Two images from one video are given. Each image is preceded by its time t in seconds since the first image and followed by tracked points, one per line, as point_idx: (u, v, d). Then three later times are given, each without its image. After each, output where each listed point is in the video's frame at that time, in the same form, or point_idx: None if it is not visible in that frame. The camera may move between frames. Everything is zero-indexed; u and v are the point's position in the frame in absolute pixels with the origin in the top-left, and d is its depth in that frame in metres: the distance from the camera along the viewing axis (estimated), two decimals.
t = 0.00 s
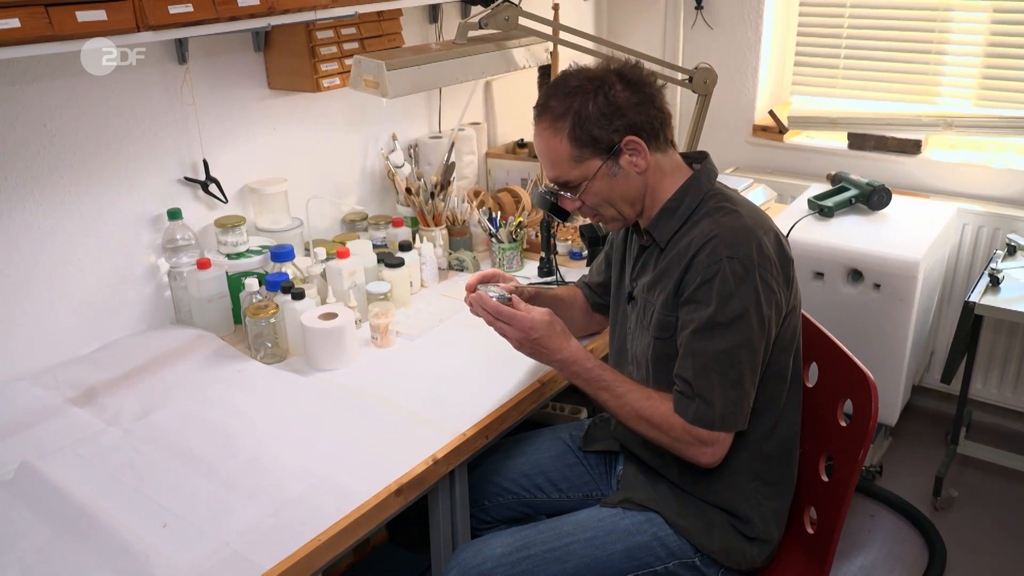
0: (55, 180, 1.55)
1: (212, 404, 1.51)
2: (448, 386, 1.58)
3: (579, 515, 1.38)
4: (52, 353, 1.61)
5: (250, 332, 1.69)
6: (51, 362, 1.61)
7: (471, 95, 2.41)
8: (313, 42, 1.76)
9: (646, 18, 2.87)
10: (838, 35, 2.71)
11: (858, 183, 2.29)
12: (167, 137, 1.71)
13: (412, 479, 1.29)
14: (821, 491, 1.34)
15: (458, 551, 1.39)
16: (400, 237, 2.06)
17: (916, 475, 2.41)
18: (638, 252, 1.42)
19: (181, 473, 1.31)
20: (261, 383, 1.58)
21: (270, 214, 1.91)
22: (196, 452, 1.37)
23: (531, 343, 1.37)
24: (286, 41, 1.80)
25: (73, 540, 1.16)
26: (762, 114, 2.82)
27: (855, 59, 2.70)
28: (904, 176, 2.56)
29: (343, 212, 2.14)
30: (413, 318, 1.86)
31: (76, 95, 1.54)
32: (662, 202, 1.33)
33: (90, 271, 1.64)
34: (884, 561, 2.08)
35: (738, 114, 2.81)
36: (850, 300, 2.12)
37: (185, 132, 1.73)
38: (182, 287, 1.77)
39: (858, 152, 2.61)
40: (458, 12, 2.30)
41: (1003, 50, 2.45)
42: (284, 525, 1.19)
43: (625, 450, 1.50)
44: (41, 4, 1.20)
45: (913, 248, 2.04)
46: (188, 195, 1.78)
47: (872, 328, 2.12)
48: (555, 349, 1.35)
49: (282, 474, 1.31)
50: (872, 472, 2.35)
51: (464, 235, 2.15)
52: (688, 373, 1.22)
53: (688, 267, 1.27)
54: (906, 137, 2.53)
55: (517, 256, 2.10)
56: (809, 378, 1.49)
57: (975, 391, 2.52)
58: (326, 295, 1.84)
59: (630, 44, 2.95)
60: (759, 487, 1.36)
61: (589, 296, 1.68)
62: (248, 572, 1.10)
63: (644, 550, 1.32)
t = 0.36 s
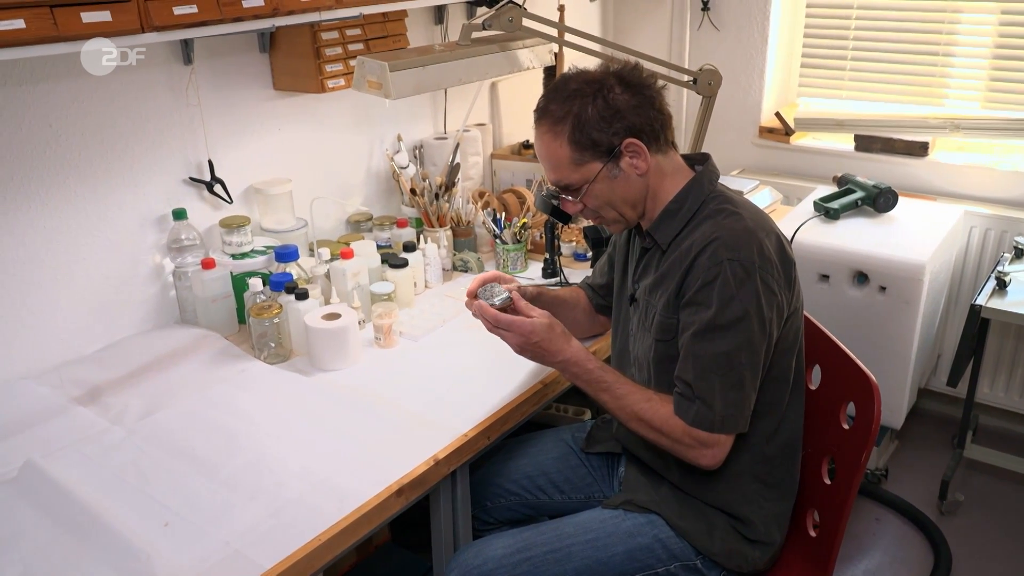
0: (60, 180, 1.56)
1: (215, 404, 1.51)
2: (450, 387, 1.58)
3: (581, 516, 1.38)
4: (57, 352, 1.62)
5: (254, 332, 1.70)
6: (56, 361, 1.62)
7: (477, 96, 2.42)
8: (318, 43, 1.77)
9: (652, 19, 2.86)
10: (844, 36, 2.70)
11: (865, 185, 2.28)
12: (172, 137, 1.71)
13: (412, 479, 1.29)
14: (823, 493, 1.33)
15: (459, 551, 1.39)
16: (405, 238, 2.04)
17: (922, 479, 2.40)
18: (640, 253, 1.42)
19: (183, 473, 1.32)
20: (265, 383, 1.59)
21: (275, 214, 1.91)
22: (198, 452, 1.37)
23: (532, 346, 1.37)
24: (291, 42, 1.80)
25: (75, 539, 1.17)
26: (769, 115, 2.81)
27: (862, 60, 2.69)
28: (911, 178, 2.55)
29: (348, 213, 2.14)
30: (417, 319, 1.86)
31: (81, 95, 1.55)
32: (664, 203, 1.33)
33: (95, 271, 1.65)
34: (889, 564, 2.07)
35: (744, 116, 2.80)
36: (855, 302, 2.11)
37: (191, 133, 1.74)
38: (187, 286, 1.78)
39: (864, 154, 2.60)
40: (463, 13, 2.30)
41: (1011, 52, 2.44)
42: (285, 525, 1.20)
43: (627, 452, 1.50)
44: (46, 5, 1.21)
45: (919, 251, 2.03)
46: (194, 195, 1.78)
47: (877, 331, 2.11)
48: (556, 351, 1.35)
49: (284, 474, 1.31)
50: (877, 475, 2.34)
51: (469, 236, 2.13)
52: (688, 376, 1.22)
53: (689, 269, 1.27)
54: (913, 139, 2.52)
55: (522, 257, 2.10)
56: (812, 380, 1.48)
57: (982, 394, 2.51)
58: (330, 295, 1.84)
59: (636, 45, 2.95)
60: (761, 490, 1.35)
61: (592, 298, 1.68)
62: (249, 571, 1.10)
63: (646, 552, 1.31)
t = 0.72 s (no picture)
0: (66, 179, 1.56)
1: (219, 403, 1.52)
2: (452, 387, 1.58)
3: (582, 517, 1.38)
4: (62, 351, 1.63)
5: (257, 332, 1.69)
6: (62, 360, 1.63)
7: (482, 97, 2.42)
8: (323, 44, 1.77)
9: (658, 20, 2.86)
10: (851, 37, 2.69)
11: (871, 186, 2.27)
12: (177, 137, 1.72)
13: (413, 479, 1.29)
14: (827, 495, 1.33)
15: (460, 552, 1.39)
16: (409, 238, 2.04)
17: (929, 482, 2.39)
18: (643, 255, 1.42)
19: (185, 472, 1.32)
20: (268, 383, 1.59)
21: (279, 214, 1.92)
22: (201, 451, 1.38)
23: (535, 347, 1.37)
24: (296, 42, 1.81)
25: (78, 537, 1.17)
26: (775, 116, 2.80)
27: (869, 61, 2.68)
28: (918, 179, 2.54)
29: (352, 213, 2.15)
30: (420, 319, 1.86)
31: (87, 96, 1.56)
32: (666, 204, 1.33)
33: (100, 270, 1.66)
34: (894, 567, 2.06)
35: (751, 117, 2.79)
36: (861, 304, 2.10)
37: (196, 133, 1.75)
38: (191, 286, 1.79)
39: (871, 155, 2.59)
40: (469, 14, 2.30)
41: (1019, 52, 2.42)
42: (286, 524, 1.20)
43: (629, 453, 1.49)
44: (50, 6, 1.21)
45: (925, 252, 2.02)
46: (199, 195, 1.79)
47: (883, 333, 2.10)
48: (559, 353, 1.35)
49: (286, 473, 1.32)
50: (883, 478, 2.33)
51: (473, 237, 2.14)
52: (691, 378, 1.22)
53: (692, 271, 1.26)
54: (920, 140, 2.51)
55: (526, 258, 2.10)
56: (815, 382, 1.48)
57: (989, 397, 2.50)
58: (333, 295, 1.84)
59: (643, 46, 2.94)
60: (764, 491, 1.34)
61: (595, 299, 1.68)
62: (249, 570, 1.11)
63: (647, 553, 1.31)
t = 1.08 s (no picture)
0: (66, 180, 1.57)
1: (217, 404, 1.52)
2: (450, 389, 1.58)
3: (579, 519, 1.38)
4: (62, 351, 1.64)
5: (257, 333, 1.70)
6: (61, 360, 1.64)
7: (482, 99, 2.42)
8: (322, 46, 1.78)
9: (660, 23, 2.86)
10: (853, 40, 2.69)
11: (872, 189, 2.27)
12: (177, 139, 1.72)
13: (409, 480, 1.29)
14: (824, 499, 1.32)
15: (457, 553, 1.39)
16: (409, 240, 2.04)
17: (929, 485, 2.38)
18: (641, 257, 1.42)
19: (183, 472, 1.33)
20: (266, 384, 1.59)
21: (279, 216, 1.92)
22: (198, 451, 1.38)
23: (533, 349, 1.37)
24: (296, 44, 1.81)
25: (75, 537, 1.18)
26: (776, 119, 2.80)
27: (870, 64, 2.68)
28: (919, 182, 2.54)
29: (352, 214, 2.15)
30: (419, 321, 1.86)
31: (87, 97, 1.57)
32: (664, 206, 1.33)
33: (100, 271, 1.66)
34: (894, 571, 2.06)
35: (752, 120, 2.79)
36: (860, 307, 2.10)
37: (196, 135, 1.75)
38: (191, 287, 1.79)
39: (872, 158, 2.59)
40: (469, 16, 2.30)
41: (1020, 56, 2.42)
42: (282, 525, 1.20)
43: (626, 455, 1.49)
44: (49, 8, 1.22)
45: (925, 255, 2.01)
46: (199, 196, 1.80)
47: (883, 337, 2.09)
48: (557, 355, 1.35)
49: (283, 474, 1.32)
50: (884, 481, 2.33)
51: (473, 238, 2.14)
52: (686, 380, 1.22)
53: (689, 273, 1.26)
54: (921, 143, 2.51)
55: (525, 260, 2.10)
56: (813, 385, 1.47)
57: (990, 401, 2.49)
58: (333, 296, 1.85)
59: (644, 48, 2.94)
60: (760, 494, 1.34)
61: (594, 301, 1.68)
62: (245, 571, 1.11)
63: (644, 556, 1.31)
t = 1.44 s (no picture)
0: (66, 181, 1.57)
1: (215, 404, 1.52)
2: (448, 390, 1.58)
3: (576, 520, 1.38)
4: (61, 351, 1.64)
5: (256, 333, 1.70)
6: (60, 360, 1.64)
7: (482, 100, 2.42)
8: (322, 47, 1.78)
9: (660, 24, 2.86)
10: (853, 42, 2.68)
11: (872, 191, 2.27)
12: (177, 139, 1.73)
13: (407, 480, 1.30)
14: (821, 500, 1.33)
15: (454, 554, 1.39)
16: (408, 241, 2.05)
17: (928, 488, 2.38)
18: (639, 258, 1.42)
19: (180, 473, 1.33)
20: (264, 384, 1.60)
21: (279, 217, 1.93)
22: (196, 452, 1.38)
23: (530, 350, 1.37)
24: (295, 45, 1.82)
25: (71, 536, 1.18)
26: (777, 121, 2.80)
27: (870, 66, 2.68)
28: (919, 184, 2.53)
29: (352, 215, 2.15)
30: (418, 322, 1.86)
31: (87, 97, 1.57)
32: (662, 208, 1.33)
33: (99, 271, 1.66)
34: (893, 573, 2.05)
35: (752, 121, 2.79)
36: (860, 308, 2.10)
37: (195, 136, 1.76)
38: (190, 288, 1.79)
39: (872, 160, 2.59)
40: (470, 18, 2.31)
41: (1020, 58, 2.42)
42: (279, 525, 1.20)
43: (624, 457, 1.49)
44: (48, 9, 1.22)
45: (925, 257, 2.01)
46: (198, 197, 1.80)
47: (883, 339, 2.09)
48: (554, 356, 1.35)
49: (280, 474, 1.32)
50: (883, 484, 2.31)
51: (472, 240, 2.14)
52: (683, 381, 1.22)
53: (686, 274, 1.27)
54: (921, 145, 2.51)
55: (524, 261, 2.10)
56: (811, 387, 1.47)
57: (990, 403, 2.48)
58: (332, 297, 1.85)
59: (644, 50, 2.95)
60: (758, 495, 1.34)
61: (592, 302, 1.68)
62: (241, 571, 1.11)
63: (640, 557, 1.31)
